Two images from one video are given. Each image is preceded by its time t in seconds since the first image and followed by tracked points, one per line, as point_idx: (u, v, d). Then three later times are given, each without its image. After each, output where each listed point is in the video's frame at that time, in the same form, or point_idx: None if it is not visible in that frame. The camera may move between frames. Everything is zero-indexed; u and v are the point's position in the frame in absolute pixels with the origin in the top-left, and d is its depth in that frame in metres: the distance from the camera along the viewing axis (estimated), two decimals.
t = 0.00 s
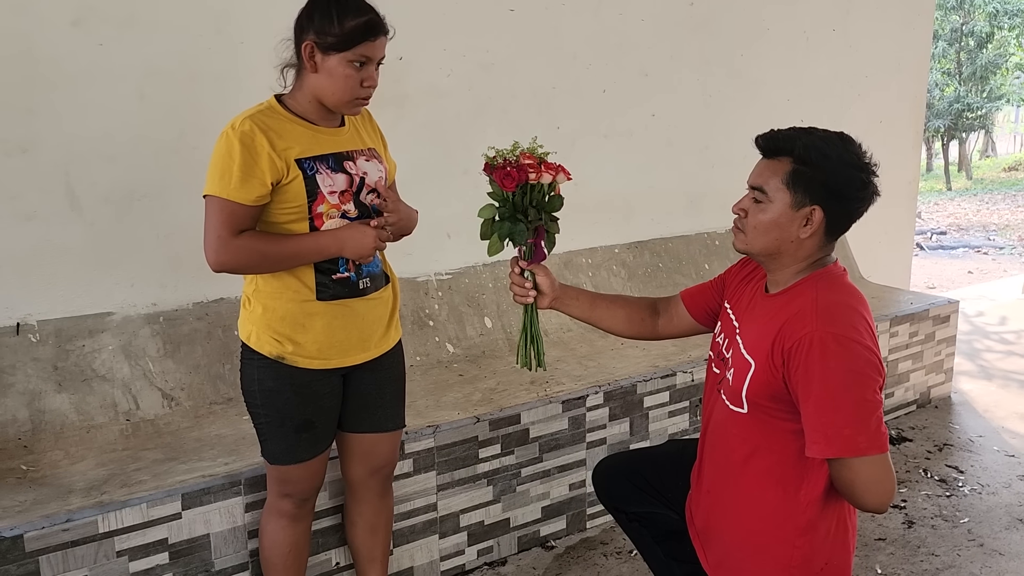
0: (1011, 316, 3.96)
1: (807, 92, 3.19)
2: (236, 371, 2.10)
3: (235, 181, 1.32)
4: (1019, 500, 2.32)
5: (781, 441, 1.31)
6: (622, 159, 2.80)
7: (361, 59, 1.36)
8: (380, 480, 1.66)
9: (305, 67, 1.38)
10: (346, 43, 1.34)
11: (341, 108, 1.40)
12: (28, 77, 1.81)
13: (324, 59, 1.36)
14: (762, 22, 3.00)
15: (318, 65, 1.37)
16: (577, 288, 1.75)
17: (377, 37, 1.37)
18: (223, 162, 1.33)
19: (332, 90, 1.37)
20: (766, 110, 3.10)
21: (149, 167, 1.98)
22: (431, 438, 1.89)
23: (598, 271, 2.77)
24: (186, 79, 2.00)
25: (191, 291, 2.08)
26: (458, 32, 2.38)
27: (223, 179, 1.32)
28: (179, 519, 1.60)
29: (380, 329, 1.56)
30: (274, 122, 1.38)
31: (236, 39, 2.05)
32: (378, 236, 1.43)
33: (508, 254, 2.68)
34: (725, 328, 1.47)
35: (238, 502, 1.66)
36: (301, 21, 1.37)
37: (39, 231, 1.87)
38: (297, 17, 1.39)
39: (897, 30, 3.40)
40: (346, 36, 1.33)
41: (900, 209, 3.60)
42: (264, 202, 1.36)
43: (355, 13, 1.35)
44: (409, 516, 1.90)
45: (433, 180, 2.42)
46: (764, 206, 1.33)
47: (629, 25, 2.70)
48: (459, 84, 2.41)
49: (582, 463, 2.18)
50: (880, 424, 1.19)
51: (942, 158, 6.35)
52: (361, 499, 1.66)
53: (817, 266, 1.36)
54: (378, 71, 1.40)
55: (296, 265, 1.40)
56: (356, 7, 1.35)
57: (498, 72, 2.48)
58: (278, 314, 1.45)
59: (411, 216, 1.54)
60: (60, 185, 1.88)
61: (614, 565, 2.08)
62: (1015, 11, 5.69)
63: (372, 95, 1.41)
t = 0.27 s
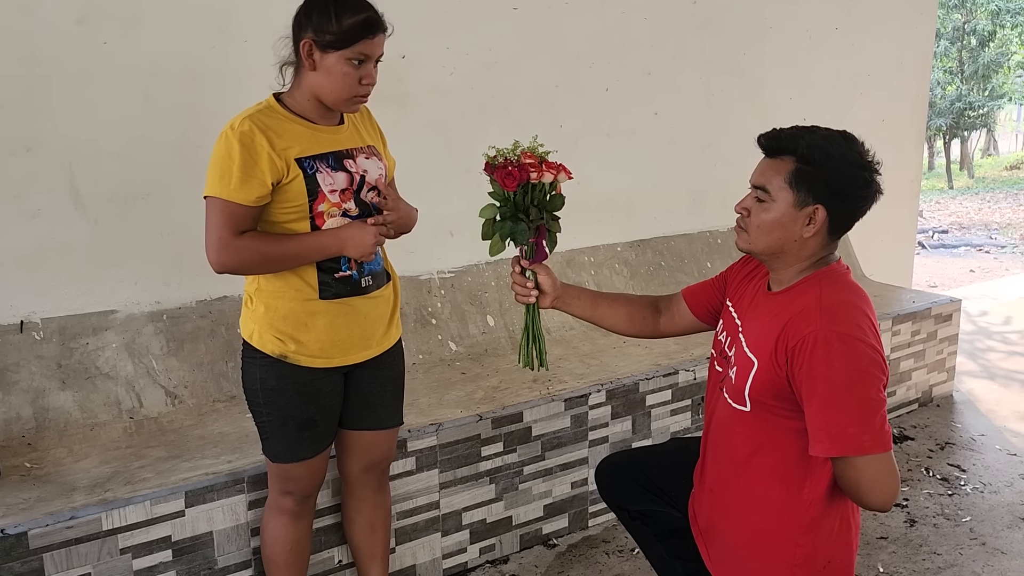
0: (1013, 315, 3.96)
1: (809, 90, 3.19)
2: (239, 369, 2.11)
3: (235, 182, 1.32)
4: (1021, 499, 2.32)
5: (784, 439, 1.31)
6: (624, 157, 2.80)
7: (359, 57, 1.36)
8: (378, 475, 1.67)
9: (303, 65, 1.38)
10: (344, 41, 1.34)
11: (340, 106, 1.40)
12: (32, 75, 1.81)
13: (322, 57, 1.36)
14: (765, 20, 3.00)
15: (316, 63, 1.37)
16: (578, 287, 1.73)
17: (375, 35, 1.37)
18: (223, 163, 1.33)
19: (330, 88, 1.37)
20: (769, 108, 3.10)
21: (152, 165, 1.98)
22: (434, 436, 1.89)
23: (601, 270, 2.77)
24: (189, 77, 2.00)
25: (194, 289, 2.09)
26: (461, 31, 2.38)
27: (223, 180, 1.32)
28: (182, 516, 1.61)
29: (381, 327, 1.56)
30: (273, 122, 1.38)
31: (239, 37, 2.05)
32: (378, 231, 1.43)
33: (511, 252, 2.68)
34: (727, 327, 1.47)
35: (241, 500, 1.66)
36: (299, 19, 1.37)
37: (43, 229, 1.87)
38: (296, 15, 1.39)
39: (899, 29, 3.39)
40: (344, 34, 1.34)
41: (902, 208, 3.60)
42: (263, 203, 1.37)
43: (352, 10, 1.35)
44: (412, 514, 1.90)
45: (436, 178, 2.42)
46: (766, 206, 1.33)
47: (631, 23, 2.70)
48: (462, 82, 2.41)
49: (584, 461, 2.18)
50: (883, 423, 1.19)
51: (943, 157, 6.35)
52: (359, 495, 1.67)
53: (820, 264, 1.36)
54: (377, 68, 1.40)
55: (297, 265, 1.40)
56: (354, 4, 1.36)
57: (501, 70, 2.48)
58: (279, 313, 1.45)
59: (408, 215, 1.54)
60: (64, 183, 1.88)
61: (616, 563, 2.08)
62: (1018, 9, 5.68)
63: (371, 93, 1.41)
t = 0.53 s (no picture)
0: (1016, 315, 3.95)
1: (811, 89, 3.19)
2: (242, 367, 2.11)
3: (236, 183, 1.32)
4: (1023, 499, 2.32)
5: (785, 439, 1.31)
6: (626, 156, 2.80)
7: (359, 55, 1.36)
8: (378, 473, 1.67)
9: (303, 63, 1.38)
10: (343, 39, 1.34)
11: (339, 105, 1.40)
12: (35, 74, 1.81)
13: (321, 55, 1.36)
14: (767, 19, 3.00)
15: (315, 61, 1.37)
16: (578, 286, 1.73)
17: (375, 33, 1.37)
18: (224, 164, 1.32)
19: (329, 87, 1.37)
20: (771, 107, 3.10)
21: (155, 163, 1.98)
22: (436, 435, 1.89)
23: (603, 269, 2.77)
24: (191, 76, 2.00)
25: (196, 288, 2.09)
26: (463, 29, 2.38)
27: (224, 181, 1.32)
28: (184, 514, 1.61)
29: (382, 325, 1.56)
30: (273, 121, 1.38)
31: (242, 36, 2.05)
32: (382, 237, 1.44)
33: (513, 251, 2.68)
34: (728, 326, 1.47)
35: (243, 498, 1.66)
36: (298, 17, 1.37)
37: (46, 227, 1.87)
38: (295, 13, 1.39)
39: (902, 27, 3.39)
40: (343, 32, 1.33)
41: (904, 207, 3.59)
42: (264, 203, 1.36)
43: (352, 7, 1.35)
44: (413, 513, 1.91)
45: (438, 177, 2.42)
46: (765, 205, 1.33)
47: (634, 22, 2.70)
48: (464, 81, 2.41)
49: (586, 460, 2.18)
50: (885, 423, 1.19)
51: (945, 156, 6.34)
52: (359, 493, 1.67)
53: (821, 263, 1.36)
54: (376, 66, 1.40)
55: (299, 266, 1.41)
56: (353, 2, 1.35)
57: (503, 69, 2.48)
58: (281, 312, 1.45)
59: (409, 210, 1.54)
60: (66, 181, 1.88)
61: (617, 562, 2.08)
62: (1021, 8, 5.63)
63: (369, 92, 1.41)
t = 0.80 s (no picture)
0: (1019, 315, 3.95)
1: (814, 88, 3.19)
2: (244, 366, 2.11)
3: (234, 183, 1.32)
4: None
5: (788, 440, 1.31)
6: (629, 155, 2.80)
7: (359, 53, 1.36)
8: (380, 472, 1.67)
9: (304, 62, 1.38)
10: (343, 37, 1.34)
11: (340, 103, 1.40)
12: (37, 72, 1.81)
13: (322, 53, 1.36)
14: (770, 18, 2.99)
15: (316, 60, 1.37)
16: (577, 289, 1.73)
17: (375, 31, 1.37)
18: (224, 164, 1.32)
19: (330, 85, 1.37)
20: (773, 106, 3.10)
21: (157, 162, 1.98)
22: (438, 434, 1.90)
23: (605, 268, 2.77)
24: (193, 74, 2.00)
25: (198, 287, 2.09)
26: (466, 28, 2.38)
27: (224, 181, 1.32)
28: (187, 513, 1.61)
29: (383, 324, 1.57)
30: (275, 121, 1.38)
31: (244, 35, 2.05)
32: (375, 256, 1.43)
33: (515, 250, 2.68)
34: (729, 327, 1.47)
35: (245, 497, 1.67)
36: (299, 16, 1.37)
37: (48, 225, 1.87)
38: (295, 12, 1.39)
39: (905, 26, 3.39)
40: (343, 30, 1.33)
41: (906, 206, 3.59)
42: (262, 203, 1.36)
43: (352, 5, 1.34)
44: (416, 511, 1.91)
45: (440, 176, 2.42)
46: (765, 205, 1.33)
47: (636, 21, 2.70)
48: (466, 80, 2.41)
49: (588, 459, 2.18)
50: (889, 424, 1.19)
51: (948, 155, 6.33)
52: (360, 492, 1.67)
53: (821, 262, 1.36)
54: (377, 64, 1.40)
55: (289, 270, 1.40)
56: None
57: (505, 68, 2.48)
58: (282, 311, 1.45)
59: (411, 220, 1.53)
60: (68, 180, 1.88)
61: (619, 561, 2.08)
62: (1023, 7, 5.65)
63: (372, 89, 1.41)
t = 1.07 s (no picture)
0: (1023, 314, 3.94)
1: (817, 88, 3.18)
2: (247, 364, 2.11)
3: (236, 181, 1.32)
4: None
5: (792, 441, 1.31)
6: (631, 154, 2.80)
7: (361, 50, 1.36)
8: (381, 471, 1.67)
9: (305, 60, 1.38)
10: (345, 34, 1.34)
11: (342, 101, 1.40)
12: (41, 71, 1.81)
13: (323, 52, 1.36)
14: (773, 17, 2.99)
15: (318, 58, 1.37)
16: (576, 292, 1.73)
17: (376, 29, 1.37)
18: (226, 162, 1.32)
19: (332, 84, 1.37)
20: (776, 105, 3.09)
21: (160, 160, 1.98)
22: (440, 432, 1.90)
23: (607, 267, 2.77)
24: (197, 73, 2.00)
25: (201, 285, 2.09)
26: (468, 27, 2.38)
27: (227, 179, 1.32)
28: (190, 511, 1.61)
29: (385, 323, 1.56)
30: (277, 120, 1.38)
31: (247, 34, 2.05)
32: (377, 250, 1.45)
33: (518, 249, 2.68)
34: (729, 327, 1.46)
35: (249, 495, 1.67)
36: (300, 14, 1.37)
37: (51, 224, 1.88)
38: (296, 11, 1.39)
39: (907, 26, 3.38)
40: (345, 27, 1.33)
41: (909, 206, 3.59)
42: (264, 201, 1.37)
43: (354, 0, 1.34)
44: (418, 510, 1.91)
45: (443, 175, 2.42)
46: (765, 206, 1.33)
47: (639, 20, 2.70)
48: (469, 79, 2.41)
49: (591, 458, 2.18)
50: (891, 424, 1.19)
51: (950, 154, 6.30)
52: (362, 490, 1.67)
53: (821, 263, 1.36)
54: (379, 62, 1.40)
55: (292, 268, 1.40)
56: None
57: (508, 67, 2.48)
58: (285, 309, 1.45)
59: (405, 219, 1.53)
60: (72, 179, 1.89)
61: (622, 560, 2.08)
62: None
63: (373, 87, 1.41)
